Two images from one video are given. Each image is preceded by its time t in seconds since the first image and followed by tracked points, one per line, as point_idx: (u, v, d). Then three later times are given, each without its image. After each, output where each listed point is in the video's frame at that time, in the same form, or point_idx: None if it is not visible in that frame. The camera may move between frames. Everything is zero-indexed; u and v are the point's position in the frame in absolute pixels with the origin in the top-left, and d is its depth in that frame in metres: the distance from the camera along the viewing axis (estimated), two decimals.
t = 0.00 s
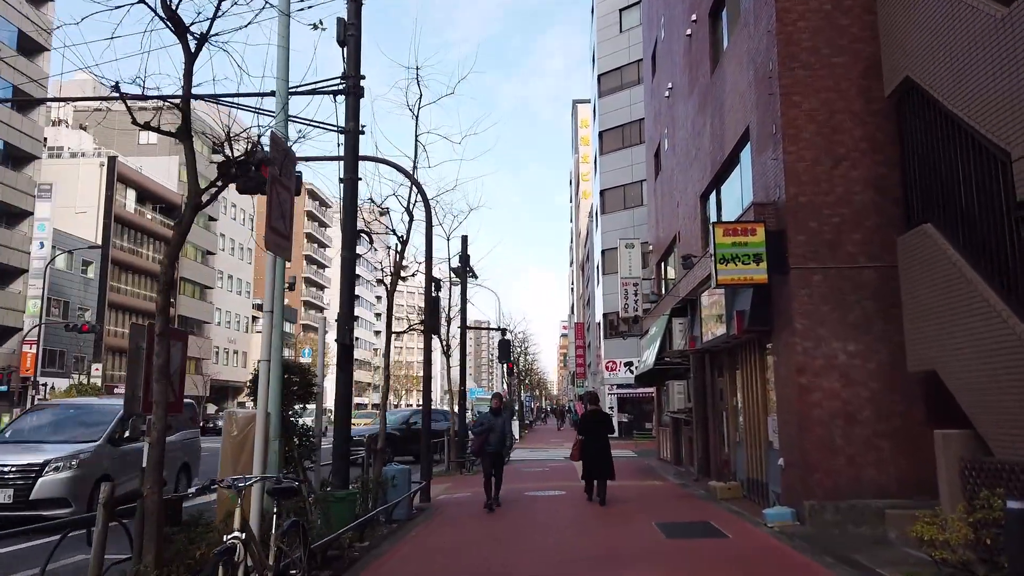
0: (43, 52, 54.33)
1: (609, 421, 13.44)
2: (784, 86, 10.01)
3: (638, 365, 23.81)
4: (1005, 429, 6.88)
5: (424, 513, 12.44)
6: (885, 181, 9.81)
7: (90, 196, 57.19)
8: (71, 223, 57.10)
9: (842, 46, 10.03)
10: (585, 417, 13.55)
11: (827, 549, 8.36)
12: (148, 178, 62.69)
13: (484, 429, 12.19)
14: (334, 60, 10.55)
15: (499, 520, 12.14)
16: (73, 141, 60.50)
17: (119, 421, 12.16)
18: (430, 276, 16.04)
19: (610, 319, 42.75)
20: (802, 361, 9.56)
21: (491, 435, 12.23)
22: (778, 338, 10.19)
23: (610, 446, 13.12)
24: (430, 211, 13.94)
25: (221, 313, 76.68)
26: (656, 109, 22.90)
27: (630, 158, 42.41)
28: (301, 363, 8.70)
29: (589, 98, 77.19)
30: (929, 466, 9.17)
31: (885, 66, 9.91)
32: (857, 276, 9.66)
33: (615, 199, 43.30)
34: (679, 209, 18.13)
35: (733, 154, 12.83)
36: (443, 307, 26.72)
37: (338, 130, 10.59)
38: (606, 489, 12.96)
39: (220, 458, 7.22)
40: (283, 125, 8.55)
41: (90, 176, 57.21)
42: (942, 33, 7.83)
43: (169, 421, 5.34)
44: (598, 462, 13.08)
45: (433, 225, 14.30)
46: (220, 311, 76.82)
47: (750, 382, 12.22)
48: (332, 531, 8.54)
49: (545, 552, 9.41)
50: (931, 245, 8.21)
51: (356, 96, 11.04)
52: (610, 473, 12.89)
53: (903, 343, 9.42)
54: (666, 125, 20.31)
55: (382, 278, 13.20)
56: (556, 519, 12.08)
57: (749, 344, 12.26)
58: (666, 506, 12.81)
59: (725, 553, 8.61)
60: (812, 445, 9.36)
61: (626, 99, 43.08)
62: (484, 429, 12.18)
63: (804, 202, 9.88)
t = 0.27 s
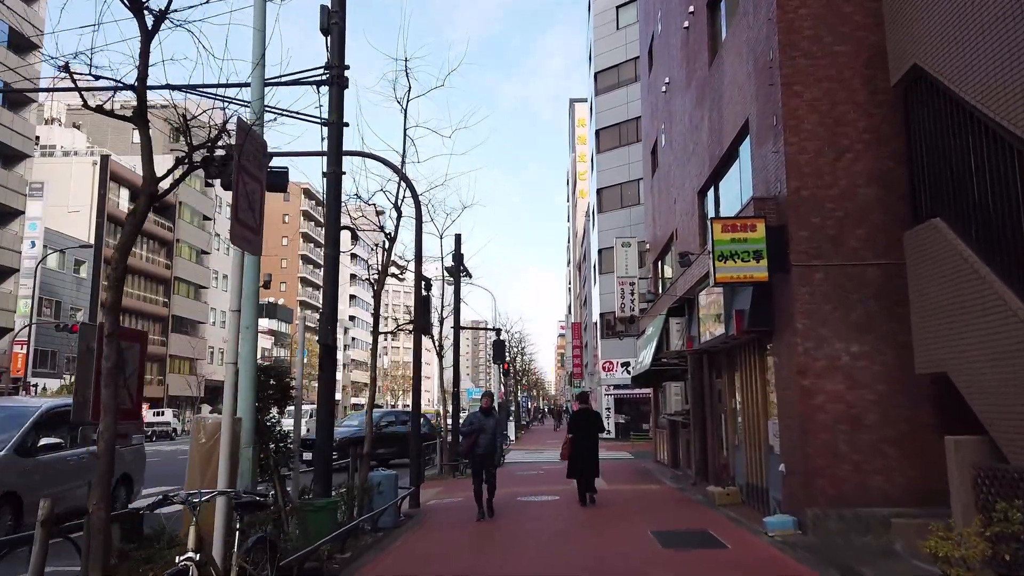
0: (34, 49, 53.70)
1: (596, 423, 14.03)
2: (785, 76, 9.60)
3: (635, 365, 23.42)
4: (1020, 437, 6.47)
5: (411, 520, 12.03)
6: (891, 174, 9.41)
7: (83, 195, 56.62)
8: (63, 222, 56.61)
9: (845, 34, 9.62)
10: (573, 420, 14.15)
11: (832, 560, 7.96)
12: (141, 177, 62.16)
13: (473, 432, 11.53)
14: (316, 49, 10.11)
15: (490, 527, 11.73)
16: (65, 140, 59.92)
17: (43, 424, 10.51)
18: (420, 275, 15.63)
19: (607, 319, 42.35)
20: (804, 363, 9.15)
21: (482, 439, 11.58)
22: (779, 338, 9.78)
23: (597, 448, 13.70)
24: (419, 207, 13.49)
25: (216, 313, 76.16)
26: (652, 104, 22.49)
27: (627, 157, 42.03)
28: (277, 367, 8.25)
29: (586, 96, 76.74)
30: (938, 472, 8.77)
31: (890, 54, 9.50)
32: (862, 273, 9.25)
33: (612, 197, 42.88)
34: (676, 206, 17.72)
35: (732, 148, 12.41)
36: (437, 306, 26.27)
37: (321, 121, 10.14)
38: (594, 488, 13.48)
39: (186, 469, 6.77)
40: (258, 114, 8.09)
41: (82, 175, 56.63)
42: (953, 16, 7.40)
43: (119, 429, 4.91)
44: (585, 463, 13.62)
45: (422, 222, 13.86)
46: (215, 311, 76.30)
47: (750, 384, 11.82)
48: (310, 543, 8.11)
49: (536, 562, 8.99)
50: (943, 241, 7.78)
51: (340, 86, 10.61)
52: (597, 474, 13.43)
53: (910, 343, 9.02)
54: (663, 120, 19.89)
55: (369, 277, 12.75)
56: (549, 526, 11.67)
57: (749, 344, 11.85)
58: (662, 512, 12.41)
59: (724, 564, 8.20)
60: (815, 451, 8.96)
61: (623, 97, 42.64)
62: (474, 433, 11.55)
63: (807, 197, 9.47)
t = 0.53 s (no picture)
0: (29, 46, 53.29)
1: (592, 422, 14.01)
2: (790, 58, 9.20)
3: (634, 363, 23.06)
4: None
5: (403, 520, 11.64)
6: (901, 160, 9.00)
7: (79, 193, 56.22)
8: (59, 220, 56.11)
9: (853, 13, 9.22)
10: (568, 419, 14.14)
11: (840, 562, 7.56)
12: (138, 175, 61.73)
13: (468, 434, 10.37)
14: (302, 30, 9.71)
15: (484, 527, 11.33)
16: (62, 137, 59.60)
17: None
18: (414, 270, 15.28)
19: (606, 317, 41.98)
20: (810, 356, 8.76)
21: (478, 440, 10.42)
22: (784, 331, 9.39)
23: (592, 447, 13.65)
24: (411, 197, 13.07)
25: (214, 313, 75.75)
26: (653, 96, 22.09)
27: (626, 153, 41.62)
28: (255, 360, 7.87)
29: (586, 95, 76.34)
30: (951, 470, 8.39)
31: (900, 35, 9.11)
32: (871, 263, 8.86)
33: (611, 194, 42.53)
34: (677, 198, 17.31)
35: (734, 136, 12.01)
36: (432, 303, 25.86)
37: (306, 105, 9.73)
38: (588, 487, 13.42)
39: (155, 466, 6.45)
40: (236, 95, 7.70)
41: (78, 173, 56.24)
42: None
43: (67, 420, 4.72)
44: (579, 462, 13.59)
45: (415, 213, 13.45)
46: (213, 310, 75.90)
47: (752, 379, 11.44)
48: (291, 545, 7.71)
49: (531, 564, 8.59)
50: (957, 227, 7.39)
51: (327, 68, 10.19)
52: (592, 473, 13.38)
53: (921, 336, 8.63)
54: (663, 111, 19.48)
55: (359, 269, 12.32)
56: (545, 526, 11.27)
57: (751, 339, 11.45)
58: (663, 512, 12.01)
59: (726, 566, 7.82)
60: (822, 449, 8.57)
61: (622, 93, 42.29)
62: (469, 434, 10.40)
63: (813, 184, 9.06)
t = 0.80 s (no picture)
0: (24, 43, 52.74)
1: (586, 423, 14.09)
2: (795, 46, 8.79)
3: (633, 363, 22.66)
4: None
5: (392, 528, 11.21)
6: (911, 153, 8.59)
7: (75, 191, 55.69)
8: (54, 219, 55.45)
9: None
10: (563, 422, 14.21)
11: None
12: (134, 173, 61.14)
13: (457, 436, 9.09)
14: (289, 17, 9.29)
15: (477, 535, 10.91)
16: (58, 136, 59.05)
17: None
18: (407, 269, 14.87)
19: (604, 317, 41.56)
20: (817, 359, 8.35)
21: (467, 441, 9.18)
22: (789, 332, 8.98)
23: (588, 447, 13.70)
24: (402, 193, 12.64)
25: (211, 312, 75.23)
26: (652, 92, 21.70)
27: (625, 152, 41.19)
28: (234, 363, 7.46)
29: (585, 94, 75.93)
30: (964, 478, 7.99)
31: (911, 22, 8.70)
32: (881, 261, 8.45)
33: (610, 193, 42.12)
34: (677, 196, 16.91)
35: (736, 130, 11.58)
36: (426, 303, 25.40)
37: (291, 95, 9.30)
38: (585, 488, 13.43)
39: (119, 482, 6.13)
40: (212, 84, 7.27)
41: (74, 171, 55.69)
42: None
43: None
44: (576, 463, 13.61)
45: (406, 210, 13.01)
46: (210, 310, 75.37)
47: (754, 382, 11.03)
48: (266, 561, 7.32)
49: None
50: (976, 222, 6.97)
51: (313, 57, 9.76)
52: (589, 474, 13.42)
53: (933, 337, 8.23)
54: (663, 107, 19.07)
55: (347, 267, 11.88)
56: (540, 535, 10.82)
57: (754, 340, 11.05)
58: (661, 519, 11.58)
59: None
60: (829, 456, 8.16)
61: (622, 91, 41.86)
62: (458, 434, 9.17)
63: (820, 178, 8.65)
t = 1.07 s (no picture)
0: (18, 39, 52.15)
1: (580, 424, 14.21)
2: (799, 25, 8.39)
3: (632, 361, 22.24)
4: None
5: (380, 530, 10.78)
6: (921, 137, 8.19)
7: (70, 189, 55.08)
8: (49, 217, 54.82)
9: None
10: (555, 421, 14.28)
11: None
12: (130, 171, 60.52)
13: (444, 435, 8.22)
14: None
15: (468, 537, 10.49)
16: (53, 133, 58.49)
17: None
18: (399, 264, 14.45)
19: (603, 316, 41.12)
20: (823, 353, 7.94)
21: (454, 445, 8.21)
22: (793, 326, 8.56)
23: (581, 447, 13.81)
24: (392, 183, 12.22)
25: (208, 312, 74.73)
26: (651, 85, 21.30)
27: (624, 149, 40.77)
28: (208, 357, 7.00)
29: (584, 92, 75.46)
30: (977, 477, 7.58)
31: None
32: (889, 250, 8.04)
33: (609, 190, 41.68)
34: (676, 189, 16.50)
35: (737, 117, 11.17)
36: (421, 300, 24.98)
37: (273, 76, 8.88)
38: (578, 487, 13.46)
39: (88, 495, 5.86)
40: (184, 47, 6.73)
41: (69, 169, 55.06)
42: None
43: None
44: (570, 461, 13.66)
45: (397, 201, 12.59)
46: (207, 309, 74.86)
47: (756, 378, 10.62)
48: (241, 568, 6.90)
49: None
50: (996, 206, 6.58)
51: (296, 39, 9.34)
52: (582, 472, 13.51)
53: (944, 330, 7.81)
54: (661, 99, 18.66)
55: (334, 259, 11.45)
56: (533, 536, 10.39)
57: (755, 335, 10.64)
58: (659, 520, 11.20)
59: None
60: (836, 455, 7.75)
61: (621, 87, 41.40)
62: (445, 437, 8.22)
63: (825, 163, 8.24)
